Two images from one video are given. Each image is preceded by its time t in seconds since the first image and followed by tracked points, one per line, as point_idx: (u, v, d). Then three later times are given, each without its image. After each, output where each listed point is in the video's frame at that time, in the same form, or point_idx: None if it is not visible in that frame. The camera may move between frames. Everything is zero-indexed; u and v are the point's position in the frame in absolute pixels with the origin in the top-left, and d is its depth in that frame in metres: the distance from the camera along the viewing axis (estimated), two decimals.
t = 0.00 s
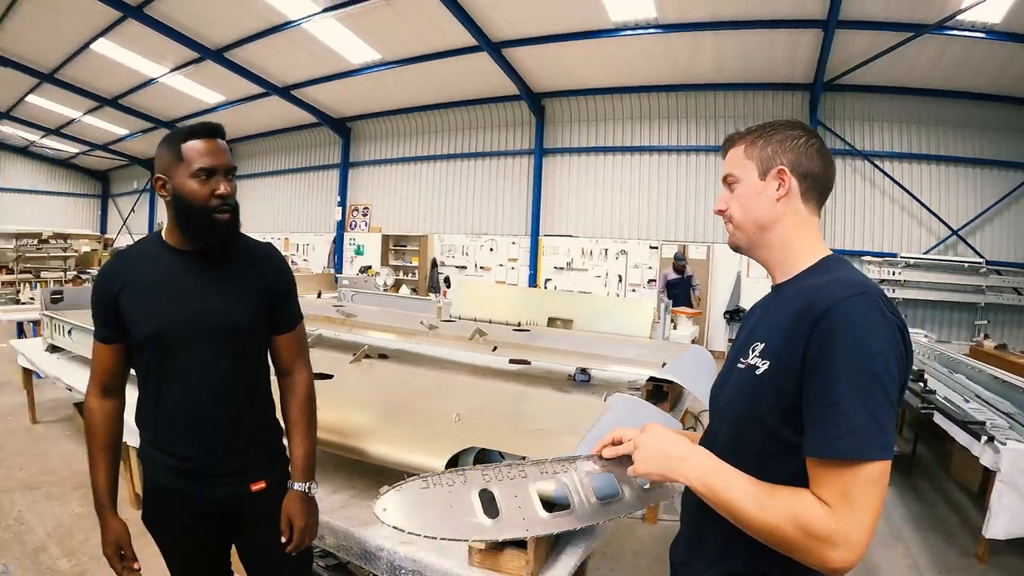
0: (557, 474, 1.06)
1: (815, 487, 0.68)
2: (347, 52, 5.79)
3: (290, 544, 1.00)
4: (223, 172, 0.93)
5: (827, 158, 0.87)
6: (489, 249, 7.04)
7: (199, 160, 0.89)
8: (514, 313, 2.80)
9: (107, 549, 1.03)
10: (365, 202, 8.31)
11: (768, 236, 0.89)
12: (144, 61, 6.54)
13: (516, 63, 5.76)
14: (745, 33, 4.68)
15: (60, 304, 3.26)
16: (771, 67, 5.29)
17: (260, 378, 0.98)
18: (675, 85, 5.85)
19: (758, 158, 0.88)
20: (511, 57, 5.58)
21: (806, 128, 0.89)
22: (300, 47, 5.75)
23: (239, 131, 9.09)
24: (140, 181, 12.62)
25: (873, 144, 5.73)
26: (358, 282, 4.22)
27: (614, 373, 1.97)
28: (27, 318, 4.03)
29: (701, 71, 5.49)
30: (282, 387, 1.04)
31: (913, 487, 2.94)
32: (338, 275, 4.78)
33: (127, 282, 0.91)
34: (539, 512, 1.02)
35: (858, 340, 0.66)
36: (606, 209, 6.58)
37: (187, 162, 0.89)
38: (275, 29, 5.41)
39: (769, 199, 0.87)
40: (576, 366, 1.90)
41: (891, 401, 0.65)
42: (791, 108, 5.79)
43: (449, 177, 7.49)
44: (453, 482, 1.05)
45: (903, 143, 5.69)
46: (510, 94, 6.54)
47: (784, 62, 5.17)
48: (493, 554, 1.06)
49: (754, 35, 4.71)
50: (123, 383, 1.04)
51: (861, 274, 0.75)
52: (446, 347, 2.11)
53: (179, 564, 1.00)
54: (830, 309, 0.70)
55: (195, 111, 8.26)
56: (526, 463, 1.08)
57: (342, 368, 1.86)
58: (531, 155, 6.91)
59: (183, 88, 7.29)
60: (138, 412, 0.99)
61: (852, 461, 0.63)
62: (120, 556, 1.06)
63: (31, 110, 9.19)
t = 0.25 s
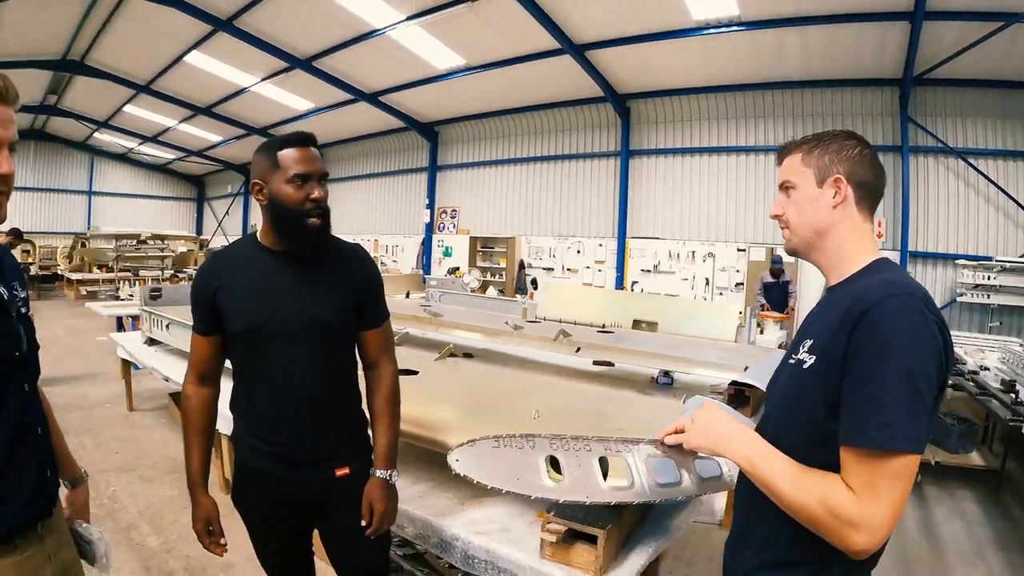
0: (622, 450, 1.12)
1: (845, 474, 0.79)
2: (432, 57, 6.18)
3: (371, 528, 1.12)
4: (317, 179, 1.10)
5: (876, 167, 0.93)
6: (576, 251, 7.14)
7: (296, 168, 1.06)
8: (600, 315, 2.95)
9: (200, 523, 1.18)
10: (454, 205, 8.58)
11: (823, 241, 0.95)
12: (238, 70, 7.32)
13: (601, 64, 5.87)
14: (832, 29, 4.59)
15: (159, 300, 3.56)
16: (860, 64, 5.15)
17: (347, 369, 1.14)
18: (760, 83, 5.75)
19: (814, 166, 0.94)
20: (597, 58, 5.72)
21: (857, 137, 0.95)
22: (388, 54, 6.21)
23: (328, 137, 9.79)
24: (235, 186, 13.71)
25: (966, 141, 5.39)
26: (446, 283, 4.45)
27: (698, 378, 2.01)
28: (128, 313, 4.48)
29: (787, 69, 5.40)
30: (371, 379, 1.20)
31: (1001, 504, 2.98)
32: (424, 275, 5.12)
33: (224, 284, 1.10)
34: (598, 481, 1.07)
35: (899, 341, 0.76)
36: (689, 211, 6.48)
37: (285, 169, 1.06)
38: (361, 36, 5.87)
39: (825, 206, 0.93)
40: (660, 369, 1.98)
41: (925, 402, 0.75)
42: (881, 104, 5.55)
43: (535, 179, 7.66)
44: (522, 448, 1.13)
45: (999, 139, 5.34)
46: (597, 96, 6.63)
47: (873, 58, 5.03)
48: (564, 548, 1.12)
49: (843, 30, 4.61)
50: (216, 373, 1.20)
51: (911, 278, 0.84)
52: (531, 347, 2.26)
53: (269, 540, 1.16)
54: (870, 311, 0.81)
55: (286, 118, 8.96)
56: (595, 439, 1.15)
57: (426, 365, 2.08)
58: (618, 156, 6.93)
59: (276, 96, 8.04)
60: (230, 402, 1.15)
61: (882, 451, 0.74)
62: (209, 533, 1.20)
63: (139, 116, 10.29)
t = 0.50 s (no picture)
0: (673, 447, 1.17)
1: (897, 465, 0.80)
2: (493, 55, 6.22)
3: (430, 511, 1.23)
4: (379, 174, 1.24)
5: (924, 166, 0.93)
6: (638, 247, 7.04)
7: (360, 164, 1.20)
8: (662, 311, 2.92)
9: (266, 500, 1.32)
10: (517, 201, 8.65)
11: (870, 238, 0.95)
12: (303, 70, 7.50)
13: (661, 59, 5.82)
14: (899, 20, 4.42)
15: (227, 291, 3.68)
16: (926, 54, 4.96)
17: (410, 360, 1.26)
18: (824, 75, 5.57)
19: (864, 165, 0.93)
20: (656, 53, 5.66)
21: (906, 136, 0.94)
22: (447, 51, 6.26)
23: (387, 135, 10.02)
24: (297, 182, 14.12)
25: None
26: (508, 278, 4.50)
27: (756, 375, 2.00)
28: (195, 305, 4.65)
29: (849, 60, 5.20)
30: (434, 369, 1.33)
31: None
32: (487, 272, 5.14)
33: (292, 274, 1.26)
34: (651, 475, 1.09)
35: (944, 334, 0.78)
36: (750, 209, 6.38)
37: (349, 167, 1.21)
38: (421, 36, 5.95)
39: (874, 205, 0.93)
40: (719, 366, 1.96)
41: (973, 391, 0.76)
42: (947, 96, 5.37)
43: (596, 176, 7.67)
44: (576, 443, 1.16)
45: None
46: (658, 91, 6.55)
47: (938, 48, 4.83)
48: (617, 538, 1.15)
49: (903, 21, 4.44)
50: (285, 360, 1.38)
51: (958, 274, 0.85)
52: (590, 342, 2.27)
53: (335, 520, 1.28)
54: (919, 306, 0.82)
55: (347, 117, 9.18)
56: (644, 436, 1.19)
57: (488, 358, 2.16)
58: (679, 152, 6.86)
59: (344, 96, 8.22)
60: (298, 387, 1.31)
61: (930, 439, 0.76)
62: (273, 510, 1.34)
63: (202, 116, 10.68)
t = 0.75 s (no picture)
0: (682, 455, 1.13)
1: (903, 469, 0.79)
2: (510, 57, 6.22)
3: (437, 508, 1.23)
4: (394, 177, 1.25)
5: (926, 179, 0.92)
6: (653, 250, 6.99)
7: (374, 167, 1.22)
8: (675, 314, 2.93)
9: (279, 495, 1.34)
10: (532, 203, 8.65)
11: (870, 247, 0.95)
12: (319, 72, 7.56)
13: (676, 62, 5.81)
14: (916, 24, 4.38)
15: (243, 290, 3.71)
16: (942, 58, 4.91)
17: (422, 362, 1.27)
18: (843, 79, 5.53)
19: (867, 175, 0.93)
20: (672, 55, 5.65)
21: (909, 149, 0.94)
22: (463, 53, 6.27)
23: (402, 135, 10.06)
24: (313, 182, 14.16)
25: None
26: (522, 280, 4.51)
27: (768, 379, 1.98)
28: (212, 303, 4.69)
29: (865, 63, 5.15)
30: (444, 369, 1.33)
31: None
32: (502, 273, 5.14)
33: (306, 274, 1.28)
34: (658, 484, 1.07)
35: (940, 340, 0.78)
36: (767, 213, 6.33)
37: (363, 169, 1.22)
38: (437, 38, 5.97)
39: (875, 214, 0.92)
40: (731, 370, 1.96)
41: (972, 395, 0.76)
42: (966, 100, 5.28)
43: (610, 179, 7.68)
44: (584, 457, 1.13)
45: None
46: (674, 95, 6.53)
47: (955, 52, 4.78)
48: (622, 539, 1.15)
49: (919, 25, 4.39)
50: (301, 358, 1.39)
51: (952, 280, 0.85)
52: (602, 344, 2.28)
53: (348, 516, 1.29)
54: (915, 312, 0.82)
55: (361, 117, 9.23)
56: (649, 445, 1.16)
57: (501, 359, 2.16)
58: (694, 155, 6.84)
59: (362, 97, 8.28)
60: (313, 384, 1.32)
61: (932, 445, 0.75)
62: (286, 505, 1.35)
63: (219, 116, 10.79)
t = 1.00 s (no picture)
0: (677, 465, 1.12)
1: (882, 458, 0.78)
2: (509, 61, 6.24)
3: (434, 510, 1.23)
4: (393, 182, 1.26)
5: (908, 182, 0.92)
6: (652, 253, 7.03)
7: (373, 171, 1.22)
8: (673, 317, 2.93)
9: (276, 496, 1.34)
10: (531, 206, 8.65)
11: (852, 248, 0.95)
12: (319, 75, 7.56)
13: (675, 66, 5.82)
14: (912, 28, 4.40)
15: (242, 292, 3.71)
16: (939, 62, 4.93)
17: (420, 365, 1.27)
18: (840, 83, 5.54)
19: (848, 178, 0.94)
20: (670, 59, 5.66)
21: (892, 153, 0.94)
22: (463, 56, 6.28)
23: (401, 138, 10.07)
24: (313, 184, 14.17)
25: None
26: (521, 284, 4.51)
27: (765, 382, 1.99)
28: (211, 306, 4.69)
29: (863, 66, 5.16)
30: (442, 372, 1.33)
31: None
32: (500, 276, 5.14)
33: (303, 273, 1.28)
34: (655, 496, 1.07)
35: (927, 336, 0.78)
36: (766, 216, 6.34)
37: (362, 173, 1.23)
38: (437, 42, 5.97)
39: (854, 215, 0.92)
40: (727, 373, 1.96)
41: (957, 392, 0.76)
42: (963, 104, 5.30)
43: (609, 182, 7.69)
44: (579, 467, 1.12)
45: None
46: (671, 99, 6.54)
47: (952, 55, 4.79)
48: (617, 539, 1.15)
49: (916, 28, 4.40)
50: (299, 359, 1.39)
51: (941, 282, 0.85)
52: (600, 347, 2.28)
53: (346, 517, 1.29)
54: (904, 310, 0.82)
55: (360, 120, 9.23)
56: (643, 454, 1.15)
57: (498, 362, 2.17)
58: (693, 158, 6.85)
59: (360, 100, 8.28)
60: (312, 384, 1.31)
61: (914, 437, 0.75)
62: (283, 505, 1.35)
63: (219, 119, 10.80)
